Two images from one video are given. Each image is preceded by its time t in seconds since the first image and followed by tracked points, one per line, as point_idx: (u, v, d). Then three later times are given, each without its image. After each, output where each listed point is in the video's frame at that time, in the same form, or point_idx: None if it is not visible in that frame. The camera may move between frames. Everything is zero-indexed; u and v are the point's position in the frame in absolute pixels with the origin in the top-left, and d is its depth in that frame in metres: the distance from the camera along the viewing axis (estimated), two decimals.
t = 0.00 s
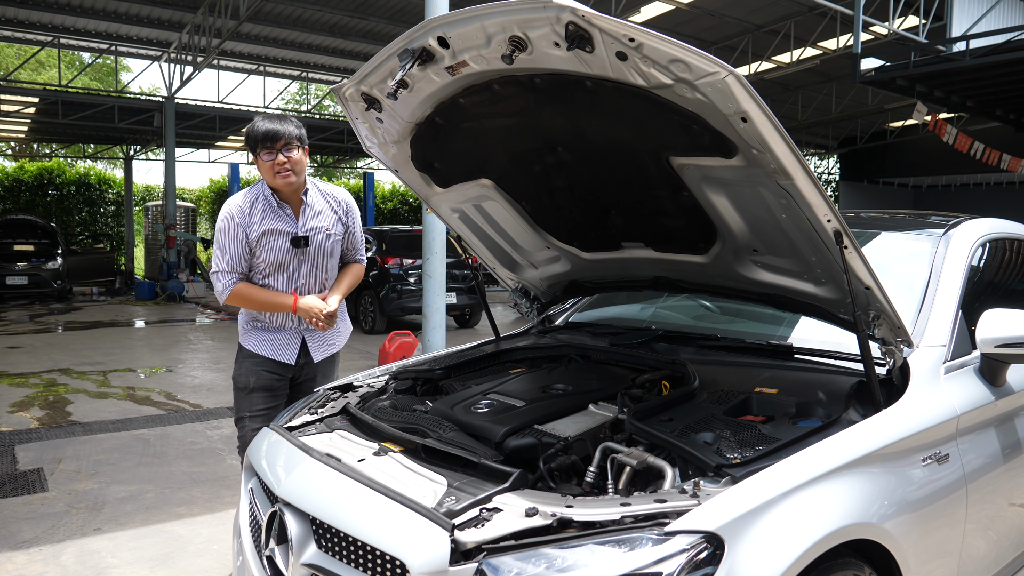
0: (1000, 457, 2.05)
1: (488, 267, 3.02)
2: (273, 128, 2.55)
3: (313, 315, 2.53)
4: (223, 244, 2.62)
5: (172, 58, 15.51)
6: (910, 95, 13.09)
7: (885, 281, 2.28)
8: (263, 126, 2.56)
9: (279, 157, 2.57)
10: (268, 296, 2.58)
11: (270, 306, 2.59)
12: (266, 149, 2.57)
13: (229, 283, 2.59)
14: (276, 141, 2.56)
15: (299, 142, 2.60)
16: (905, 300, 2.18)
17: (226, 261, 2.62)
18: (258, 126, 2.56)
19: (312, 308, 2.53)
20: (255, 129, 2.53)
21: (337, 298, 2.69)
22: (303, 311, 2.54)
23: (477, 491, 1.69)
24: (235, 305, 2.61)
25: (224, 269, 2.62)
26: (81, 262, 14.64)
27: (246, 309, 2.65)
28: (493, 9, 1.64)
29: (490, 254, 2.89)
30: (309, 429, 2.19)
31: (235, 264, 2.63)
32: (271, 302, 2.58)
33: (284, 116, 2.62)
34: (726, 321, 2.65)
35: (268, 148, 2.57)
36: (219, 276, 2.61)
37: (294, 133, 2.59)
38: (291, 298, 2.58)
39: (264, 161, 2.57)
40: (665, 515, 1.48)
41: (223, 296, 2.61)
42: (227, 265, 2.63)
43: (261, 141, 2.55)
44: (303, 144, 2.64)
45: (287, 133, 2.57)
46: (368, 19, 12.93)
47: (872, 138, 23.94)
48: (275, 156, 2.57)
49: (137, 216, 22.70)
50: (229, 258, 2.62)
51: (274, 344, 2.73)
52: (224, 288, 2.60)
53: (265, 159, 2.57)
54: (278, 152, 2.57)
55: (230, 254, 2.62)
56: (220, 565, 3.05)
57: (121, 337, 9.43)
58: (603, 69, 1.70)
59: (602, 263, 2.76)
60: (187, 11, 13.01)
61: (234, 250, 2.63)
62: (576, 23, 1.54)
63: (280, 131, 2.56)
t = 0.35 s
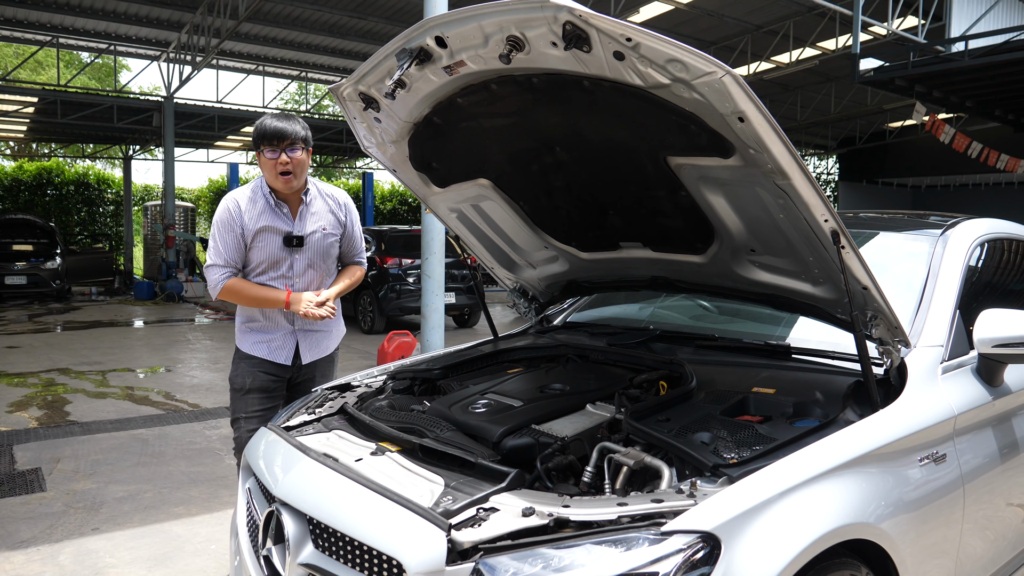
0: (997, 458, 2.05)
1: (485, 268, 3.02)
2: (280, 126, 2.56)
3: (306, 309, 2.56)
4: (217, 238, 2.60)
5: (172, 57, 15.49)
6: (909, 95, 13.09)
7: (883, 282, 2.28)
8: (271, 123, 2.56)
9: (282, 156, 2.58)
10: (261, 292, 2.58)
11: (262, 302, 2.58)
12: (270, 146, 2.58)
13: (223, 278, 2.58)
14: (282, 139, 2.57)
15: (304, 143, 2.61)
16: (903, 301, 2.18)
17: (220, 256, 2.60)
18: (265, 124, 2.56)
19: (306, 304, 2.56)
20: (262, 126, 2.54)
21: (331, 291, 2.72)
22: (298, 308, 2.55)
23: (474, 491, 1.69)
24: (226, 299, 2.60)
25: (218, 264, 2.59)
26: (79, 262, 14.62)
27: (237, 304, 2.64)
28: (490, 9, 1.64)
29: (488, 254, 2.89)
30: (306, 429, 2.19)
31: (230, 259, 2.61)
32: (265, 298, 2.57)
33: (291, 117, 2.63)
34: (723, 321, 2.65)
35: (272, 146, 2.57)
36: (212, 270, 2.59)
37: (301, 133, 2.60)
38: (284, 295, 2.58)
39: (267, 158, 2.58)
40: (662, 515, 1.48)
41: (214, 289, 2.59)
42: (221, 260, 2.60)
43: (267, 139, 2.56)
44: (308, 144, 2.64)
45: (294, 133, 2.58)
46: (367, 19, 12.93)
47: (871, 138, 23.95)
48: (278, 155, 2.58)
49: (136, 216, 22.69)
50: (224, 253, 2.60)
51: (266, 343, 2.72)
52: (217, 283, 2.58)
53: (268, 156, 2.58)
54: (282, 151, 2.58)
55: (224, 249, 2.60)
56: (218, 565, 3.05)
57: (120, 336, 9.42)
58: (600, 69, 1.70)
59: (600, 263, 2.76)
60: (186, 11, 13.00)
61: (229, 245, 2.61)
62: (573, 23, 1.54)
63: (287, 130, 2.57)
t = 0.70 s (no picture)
0: (996, 457, 2.05)
1: (484, 268, 3.02)
2: (289, 126, 2.56)
3: (314, 312, 2.52)
4: (222, 238, 2.57)
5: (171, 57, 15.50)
6: (908, 95, 13.10)
7: (882, 282, 2.29)
8: (280, 123, 2.56)
9: (291, 156, 2.58)
10: (266, 293, 2.56)
11: (267, 302, 2.56)
12: (278, 146, 2.57)
13: (227, 278, 2.55)
14: (290, 138, 2.56)
15: (312, 143, 2.61)
16: (901, 301, 2.18)
17: (225, 256, 2.58)
18: (274, 123, 2.56)
19: (310, 305, 2.52)
20: (270, 125, 2.54)
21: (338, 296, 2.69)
22: (302, 310, 2.53)
23: (473, 491, 1.69)
24: (230, 300, 2.57)
25: (222, 263, 2.57)
26: (78, 262, 14.60)
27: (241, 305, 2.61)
28: (489, 8, 1.64)
29: (487, 254, 2.89)
30: (304, 429, 2.19)
31: (235, 259, 2.59)
32: (271, 300, 2.55)
33: (300, 117, 2.63)
34: (722, 321, 2.65)
35: (280, 145, 2.57)
36: (216, 269, 2.56)
37: (309, 133, 2.60)
38: (290, 297, 2.56)
39: (276, 157, 2.57)
40: (659, 515, 1.49)
41: (217, 290, 2.56)
42: (225, 259, 2.58)
43: (275, 137, 2.55)
44: (316, 145, 2.65)
45: (302, 133, 2.58)
46: (366, 19, 12.93)
47: (869, 138, 23.97)
48: (286, 155, 2.58)
49: (135, 216, 22.67)
50: (228, 253, 2.58)
51: (266, 345, 2.72)
52: (220, 283, 2.54)
53: (275, 156, 2.58)
54: (290, 150, 2.57)
55: (228, 248, 2.58)
56: (217, 565, 3.05)
57: (119, 336, 9.41)
58: (599, 69, 1.70)
59: (599, 263, 2.76)
60: (186, 11, 13.00)
61: (233, 244, 2.59)
62: (571, 23, 1.54)
63: (295, 130, 2.57)
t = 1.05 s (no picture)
0: (993, 456, 2.05)
1: (481, 267, 3.02)
2: (301, 121, 2.56)
3: (274, 284, 2.25)
4: (215, 218, 2.54)
5: (169, 57, 15.51)
6: (906, 95, 13.10)
7: (879, 282, 2.28)
8: (291, 117, 2.55)
9: (300, 151, 2.58)
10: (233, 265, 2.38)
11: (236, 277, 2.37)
12: (288, 140, 2.57)
13: (206, 249, 2.46)
14: (302, 136, 2.57)
15: (322, 142, 2.62)
16: (899, 300, 2.18)
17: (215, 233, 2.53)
18: (286, 116, 2.55)
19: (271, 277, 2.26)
20: (282, 118, 2.53)
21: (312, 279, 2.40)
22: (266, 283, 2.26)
23: (469, 490, 1.69)
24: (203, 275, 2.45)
25: (209, 237, 2.51)
26: (76, 262, 14.59)
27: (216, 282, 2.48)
28: (485, 7, 1.64)
29: (484, 254, 2.88)
30: (301, 429, 2.18)
31: (225, 237, 2.54)
32: (236, 272, 2.36)
33: (310, 112, 2.63)
34: (719, 320, 2.64)
35: (291, 140, 2.57)
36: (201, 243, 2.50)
37: (320, 131, 2.61)
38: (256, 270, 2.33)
39: (284, 150, 2.58)
40: (656, 514, 1.49)
41: (194, 263, 2.46)
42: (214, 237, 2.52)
43: (285, 129, 2.55)
44: (324, 142, 2.67)
45: (314, 130, 2.58)
46: (364, 19, 12.92)
47: (868, 138, 23.98)
48: (296, 150, 2.58)
49: (133, 216, 22.69)
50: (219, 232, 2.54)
51: (258, 338, 2.70)
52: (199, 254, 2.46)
53: (285, 149, 2.58)
54: (300, 146, 2.58)
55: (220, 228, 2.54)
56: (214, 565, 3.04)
57: (117, 337, 9.40)
58: (595, 68, 1.70)
59: (596, 263, 2.76)
60: (183, 11, 12.98)
61: (227, 225, 2.55)
62: (567, 22, 1.54)
63: (308, 127, 2.57)
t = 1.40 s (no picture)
0: (990, 455, 2.05)
1: (479, 267, 3.01)
2: (302, 122, 2.56)
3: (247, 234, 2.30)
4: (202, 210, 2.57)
5: (168, 56, 15.51)
6: (905, 95, 13.11)
7: (877, 282, 2.28)
8: (292, 117, 2.54)
9: (300, 152, 2.59)
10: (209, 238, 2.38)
11: (212, 249, 2.39)
12: (290, 141, 2.58)
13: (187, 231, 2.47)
14: (304, 138, 2.58)
15: (322, 145, 2.63)
16: (896, 300, 2.18)
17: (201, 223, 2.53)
18: (286, 114, 2.54)
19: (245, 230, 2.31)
20: (282, 117, 2.53)
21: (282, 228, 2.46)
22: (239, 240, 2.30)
23: (465, 490, 1.69)
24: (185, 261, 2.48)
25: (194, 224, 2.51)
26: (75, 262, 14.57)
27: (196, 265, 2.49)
28: (482, 7, 1.64)
29: (482, 253, 2.88)
30: (298, 429, 2.18)
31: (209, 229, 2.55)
32: (212, 242, 2.37)
33: (309, 111, 2.63)
34: (718, 320, 2.64)
35: (292, 140, 2.57)
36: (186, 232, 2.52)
37: (320, 133, 2.62)
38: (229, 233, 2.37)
39: (285, 150, 2.58)
40: (653, 514, 1.49)
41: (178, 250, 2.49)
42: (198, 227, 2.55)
43: (286, 128, 2.55)
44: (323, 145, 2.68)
45: (314, 132, 2.58)
46: (363, 19, 12.93)
47: (867, 139, 23.98)
48: (297, 152, 2.59)
49: (132, 216, 22.67)
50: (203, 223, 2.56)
51: (247, 339, 2.66)
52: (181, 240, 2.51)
53: (285, 150, 2.59)
54: (301, 147, 2.59)
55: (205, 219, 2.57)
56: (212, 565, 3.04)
57: (115, 336, 9.38)
58: (592, 68, 1.70)
59: (593, 263, 2.76)
60: (182, 10, 12.97)
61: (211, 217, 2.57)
62: (564, 21, 1.54)
63: (309, 128, 2.57)
